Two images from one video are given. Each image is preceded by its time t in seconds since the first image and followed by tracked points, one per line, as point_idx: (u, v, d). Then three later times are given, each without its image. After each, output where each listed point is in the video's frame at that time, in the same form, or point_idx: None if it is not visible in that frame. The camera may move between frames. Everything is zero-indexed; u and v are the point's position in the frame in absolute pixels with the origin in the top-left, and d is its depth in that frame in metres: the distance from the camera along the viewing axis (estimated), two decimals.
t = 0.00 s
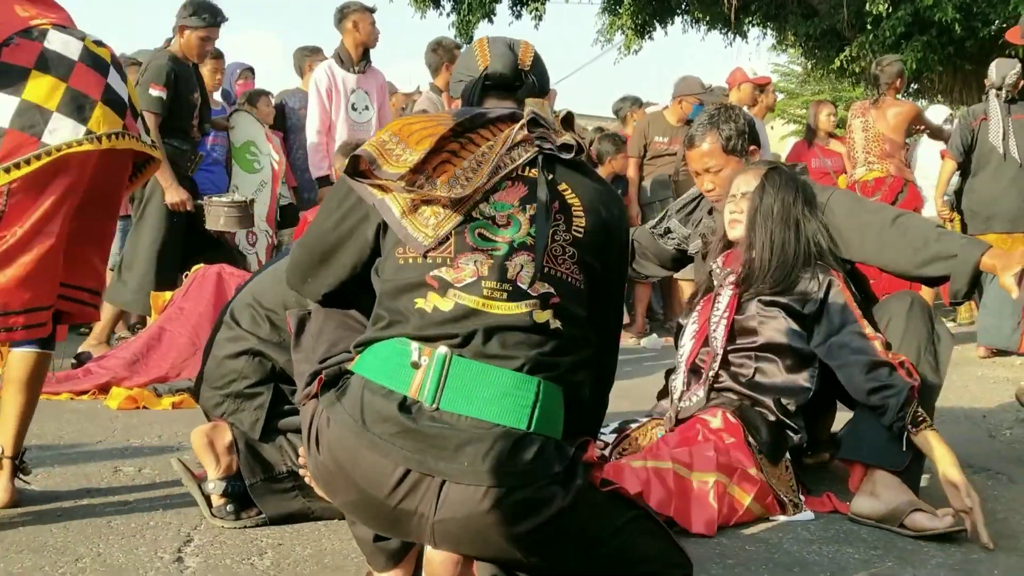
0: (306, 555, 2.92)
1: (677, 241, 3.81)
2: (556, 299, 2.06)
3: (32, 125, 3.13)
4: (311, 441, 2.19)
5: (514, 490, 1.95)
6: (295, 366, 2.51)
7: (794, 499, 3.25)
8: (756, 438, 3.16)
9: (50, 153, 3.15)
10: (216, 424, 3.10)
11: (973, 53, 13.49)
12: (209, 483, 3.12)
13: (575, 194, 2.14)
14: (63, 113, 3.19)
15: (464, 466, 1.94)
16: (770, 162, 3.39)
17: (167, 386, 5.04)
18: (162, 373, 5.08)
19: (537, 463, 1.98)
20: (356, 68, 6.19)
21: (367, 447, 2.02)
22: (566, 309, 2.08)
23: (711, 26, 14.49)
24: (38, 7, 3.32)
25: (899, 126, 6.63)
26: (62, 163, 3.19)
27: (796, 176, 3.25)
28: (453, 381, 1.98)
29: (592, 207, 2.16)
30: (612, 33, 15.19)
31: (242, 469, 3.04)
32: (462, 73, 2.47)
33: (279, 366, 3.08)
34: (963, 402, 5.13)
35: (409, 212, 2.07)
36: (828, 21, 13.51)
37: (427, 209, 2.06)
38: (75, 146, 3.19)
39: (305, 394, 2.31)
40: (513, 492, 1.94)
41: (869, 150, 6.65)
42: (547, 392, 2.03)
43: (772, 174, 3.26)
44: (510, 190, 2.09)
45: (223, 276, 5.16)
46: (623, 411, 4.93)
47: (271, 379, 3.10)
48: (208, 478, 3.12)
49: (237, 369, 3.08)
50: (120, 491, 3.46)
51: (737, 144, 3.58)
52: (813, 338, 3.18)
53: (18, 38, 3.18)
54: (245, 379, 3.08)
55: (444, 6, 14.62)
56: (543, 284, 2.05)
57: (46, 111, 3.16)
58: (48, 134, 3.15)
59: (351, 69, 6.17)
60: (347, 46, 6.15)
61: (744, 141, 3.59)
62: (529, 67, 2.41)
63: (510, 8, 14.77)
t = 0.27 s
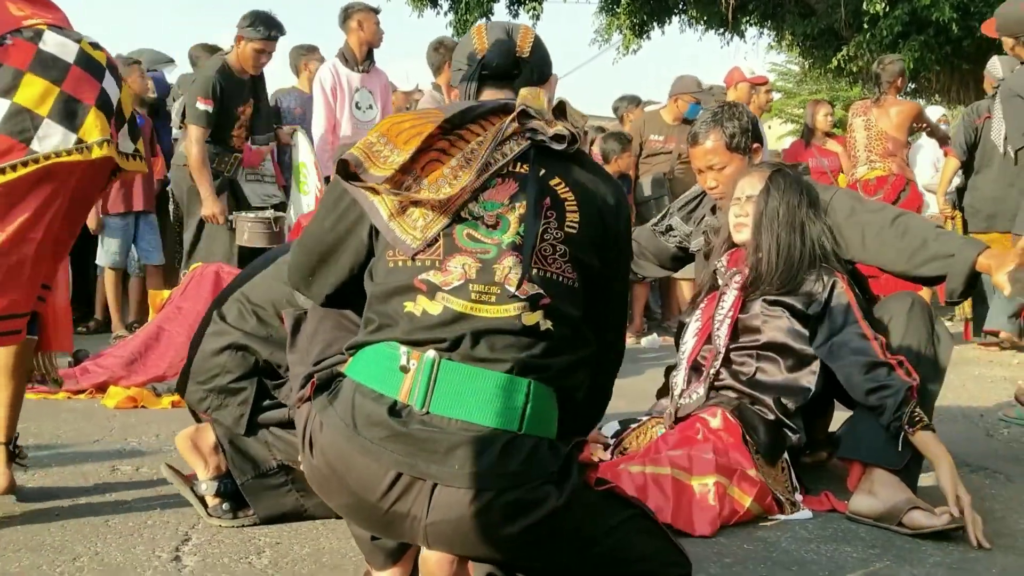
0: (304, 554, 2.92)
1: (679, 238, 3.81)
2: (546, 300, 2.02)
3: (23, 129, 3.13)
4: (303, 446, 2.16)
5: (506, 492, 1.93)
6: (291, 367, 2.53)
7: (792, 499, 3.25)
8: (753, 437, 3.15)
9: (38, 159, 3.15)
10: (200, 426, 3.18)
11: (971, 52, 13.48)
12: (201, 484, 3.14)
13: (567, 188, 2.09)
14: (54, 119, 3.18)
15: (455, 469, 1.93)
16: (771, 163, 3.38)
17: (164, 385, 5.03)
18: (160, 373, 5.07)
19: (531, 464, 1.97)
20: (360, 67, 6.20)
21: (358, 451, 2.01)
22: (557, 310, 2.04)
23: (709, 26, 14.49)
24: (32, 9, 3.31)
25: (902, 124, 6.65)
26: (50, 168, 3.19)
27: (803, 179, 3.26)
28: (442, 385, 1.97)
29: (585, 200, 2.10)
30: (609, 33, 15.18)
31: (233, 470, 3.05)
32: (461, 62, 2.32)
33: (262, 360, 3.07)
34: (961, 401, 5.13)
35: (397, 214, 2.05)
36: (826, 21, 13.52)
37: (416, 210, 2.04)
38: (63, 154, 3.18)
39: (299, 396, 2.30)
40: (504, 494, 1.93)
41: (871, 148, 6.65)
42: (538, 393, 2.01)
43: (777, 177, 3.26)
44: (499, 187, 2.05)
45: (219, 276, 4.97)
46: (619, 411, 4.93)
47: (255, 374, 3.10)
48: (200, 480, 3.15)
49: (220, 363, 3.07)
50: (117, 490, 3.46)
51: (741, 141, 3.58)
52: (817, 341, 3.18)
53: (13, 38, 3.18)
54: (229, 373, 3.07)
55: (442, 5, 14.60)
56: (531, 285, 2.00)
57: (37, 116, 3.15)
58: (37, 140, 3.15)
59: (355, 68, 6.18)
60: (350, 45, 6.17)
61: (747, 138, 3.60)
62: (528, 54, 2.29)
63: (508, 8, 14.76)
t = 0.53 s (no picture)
0: (299, 556, 2.91)
1: (677, 238, 3.81)
2: (543, 308, 2.00)
3: (34, 135, 3.14)
4: (296, 449, 2.15)
5: (499, 497, 1.93)
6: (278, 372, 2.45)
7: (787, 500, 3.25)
8: (748, 439, 3.16)
9: (50, 164, 3.15)
10: (184, 430, 3.17)
11: (968, 53, 13.49)
12: (194, 486, 3.14)
13: (568, 191, 2.06)
14: (64, 125, 3.19)
15: (449, 474, 1.93)
16: (771, 165, 3.37)
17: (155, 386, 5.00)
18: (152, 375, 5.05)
19: (526, 469, 1.96)
20: (361, 69, 6.21)
21: (352, 456, 2.00)
22: (552, 319, 2.02)
23: (705, 28, 14.51)
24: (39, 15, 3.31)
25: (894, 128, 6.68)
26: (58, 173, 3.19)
27: (802, 183, 3.26)
28: (436, 391, 1.96)
29: (586, 203, 2.07)
30: (606, 35, 15.19)
31: (223, 472, 3.02)
32: (460, 47, 2.24)
33: (241, 361, 3.07)
34: (957, 402, 5.13)
35: (393, 215, 2.02)
36: (822, 22, 13.55)
37: (412, 211, 2.01)
38: (74, 160, 3.19)
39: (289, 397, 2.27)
40: (499, 499, 1.93)
41: (865, 151, 6.64)
42: (533, 399, 2.01)
43: (777, 180, 3.24)
44: (499, 189, 2.01)
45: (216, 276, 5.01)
46: (616, 412, 4.93)
47: (237, 374, 3.11)
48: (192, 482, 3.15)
49: (202, 366, 3.09)
50: (113, 491, 3.46)
51: (741, 139, 3.58)
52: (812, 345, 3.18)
53: (22, 45, 3.17)
54: (210, 376, 3.09)
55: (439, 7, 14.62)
56: (530, 294, 1.98)
57: (47, 122, 3.16)
58: (48, 146, 3.16)
59: (355, 69, 6.20)
60: (351, 47, 6.17)
61: (747, 137, 3.59)
62: (530, 40, 2.21)
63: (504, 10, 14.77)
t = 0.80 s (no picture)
0: (296, 555, 2.91)
1: (678, 238, 3.82)
2: (544, 313, 2.00)
3: (45, 129, 3.12)
4: (292, 453, 2.12)
5: (500, 499, 1.93)
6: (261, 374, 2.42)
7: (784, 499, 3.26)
8: (746, 438, 3.18)
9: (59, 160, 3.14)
10: (183, 427, 3.20)
11: (964, 53, 13.49)
12: (193, 482, 3.16)
13: (567, 193, 2.05)
14: (75, 122, 3.18)
15: (450, 476, 1.92)
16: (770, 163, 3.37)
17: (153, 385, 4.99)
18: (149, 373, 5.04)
19: (527, 470, 1.97)
20: (361, 68, 6.21)
21: (353, 459, 1.99)
22: (552, 324, 2.02)
23: (702, 27, 14.51)
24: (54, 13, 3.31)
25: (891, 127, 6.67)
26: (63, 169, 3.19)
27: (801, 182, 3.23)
28: (438, 394, 1.96)
29: (585, 204, 2.07)
30: (603, 33, 15.18)
31: (221, 467, 3.04)
32: (464, 39, 2.22)
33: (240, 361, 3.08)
34: (953, 402, 5.13)
35: (392, 216, 2.00)
36: (819, 21, 13.56)
37: (410, 211, 2.00)
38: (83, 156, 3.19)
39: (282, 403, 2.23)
40: (499, 500, 1.93)
41: (862, 150, 6.64)
42: (534, 402, 2.01)
43: (775, 181, 3.23)
44: (498, 190, 2.01)
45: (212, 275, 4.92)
46: (612, 411, 4.93)
47: (235, 373, 3.11)
48: (191, 478, 3.17)
49: (200, 366, 3.08)
50: (110, 490, 3.45)
51: (749, 131, 3.59)
52: (808, 343, 3.17)
53: (37, 41, 3.17)
54: (208, 375, 3.08)
55: (435, 5, 14.60)
56: (531, 299, 1.98)
57: (59, 117, 3.15)
58: (58, 141, 3.14)
59: (355, 68, 6.20)
60: (351, 46, 6.17)
61: (755, 129, 3.60)
62: (534, 34, 2.17)
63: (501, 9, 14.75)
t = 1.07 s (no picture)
0: (292, 556, 2.91)
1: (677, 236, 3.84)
2: (539, 312, 1.99)
3: (44, 128, 3.14)
4: (290, 455, 2.11)
5: (497, 499, 1.92)
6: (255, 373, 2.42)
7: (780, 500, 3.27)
8: (741, 439, 3.17)
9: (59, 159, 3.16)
10: (182, 427, 3.22)
11: (960, 54, 13.51)
12: (190, 484, 3.17)
13: (556, 191, 2.05)
14: (75, 119, 3.20)
15: (449, 476, 1.91)
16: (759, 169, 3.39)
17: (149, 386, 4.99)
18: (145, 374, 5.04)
19: (523, 470, 1.96)
20: (358, 69, 6.20)
21: (351, 460, 1.97)
22: (546, 322, 2.02)
23: (698, 28, 14.53)
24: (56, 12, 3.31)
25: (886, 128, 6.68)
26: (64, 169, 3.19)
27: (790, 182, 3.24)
28: (434, 393, 1.95)
29: (573, 202, 2.07)
30: (599, 34, 15.19)
31: (217, 467, 3.05)
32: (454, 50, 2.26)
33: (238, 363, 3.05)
34: (949, 403, 5.14)
35: (384, 221, 2.01)
36: (815, 22, 13.59)
37: (402, 215, 2.01)
38: (85, 154, 3.20)
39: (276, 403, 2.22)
40: (497, 500, 1.92)
41: (858, 152, 6.64)
42: (529, 403, 2.01)
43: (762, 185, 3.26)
44: (489, 191, 2.02)
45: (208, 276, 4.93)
46: (608, 413, 4.93)
47: (233, 375, 3.09)
48: (188, 480, 3.18)
49: (198, 368, 3.07)
50: (106, 492, 3.45)
51: (756, 126, 3.60)
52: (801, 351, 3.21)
53: (37, 39, 3.18)
54: (206, 377, 3.06)
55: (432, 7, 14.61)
56: (526, 298, 1.97)
57: (60, 116, 3.17)
58: (60, 139, 3.16)
59: (352, 69, 6.18)
60: (349, 47, 6.16)
61: (763, 125, 3.61)
62: (513, 44, 2.19)
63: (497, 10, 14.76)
